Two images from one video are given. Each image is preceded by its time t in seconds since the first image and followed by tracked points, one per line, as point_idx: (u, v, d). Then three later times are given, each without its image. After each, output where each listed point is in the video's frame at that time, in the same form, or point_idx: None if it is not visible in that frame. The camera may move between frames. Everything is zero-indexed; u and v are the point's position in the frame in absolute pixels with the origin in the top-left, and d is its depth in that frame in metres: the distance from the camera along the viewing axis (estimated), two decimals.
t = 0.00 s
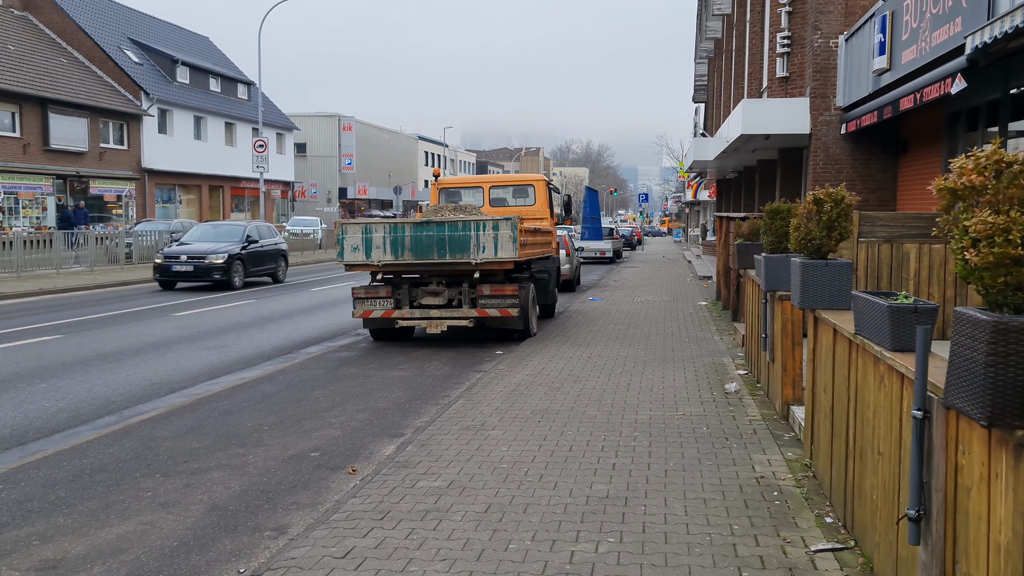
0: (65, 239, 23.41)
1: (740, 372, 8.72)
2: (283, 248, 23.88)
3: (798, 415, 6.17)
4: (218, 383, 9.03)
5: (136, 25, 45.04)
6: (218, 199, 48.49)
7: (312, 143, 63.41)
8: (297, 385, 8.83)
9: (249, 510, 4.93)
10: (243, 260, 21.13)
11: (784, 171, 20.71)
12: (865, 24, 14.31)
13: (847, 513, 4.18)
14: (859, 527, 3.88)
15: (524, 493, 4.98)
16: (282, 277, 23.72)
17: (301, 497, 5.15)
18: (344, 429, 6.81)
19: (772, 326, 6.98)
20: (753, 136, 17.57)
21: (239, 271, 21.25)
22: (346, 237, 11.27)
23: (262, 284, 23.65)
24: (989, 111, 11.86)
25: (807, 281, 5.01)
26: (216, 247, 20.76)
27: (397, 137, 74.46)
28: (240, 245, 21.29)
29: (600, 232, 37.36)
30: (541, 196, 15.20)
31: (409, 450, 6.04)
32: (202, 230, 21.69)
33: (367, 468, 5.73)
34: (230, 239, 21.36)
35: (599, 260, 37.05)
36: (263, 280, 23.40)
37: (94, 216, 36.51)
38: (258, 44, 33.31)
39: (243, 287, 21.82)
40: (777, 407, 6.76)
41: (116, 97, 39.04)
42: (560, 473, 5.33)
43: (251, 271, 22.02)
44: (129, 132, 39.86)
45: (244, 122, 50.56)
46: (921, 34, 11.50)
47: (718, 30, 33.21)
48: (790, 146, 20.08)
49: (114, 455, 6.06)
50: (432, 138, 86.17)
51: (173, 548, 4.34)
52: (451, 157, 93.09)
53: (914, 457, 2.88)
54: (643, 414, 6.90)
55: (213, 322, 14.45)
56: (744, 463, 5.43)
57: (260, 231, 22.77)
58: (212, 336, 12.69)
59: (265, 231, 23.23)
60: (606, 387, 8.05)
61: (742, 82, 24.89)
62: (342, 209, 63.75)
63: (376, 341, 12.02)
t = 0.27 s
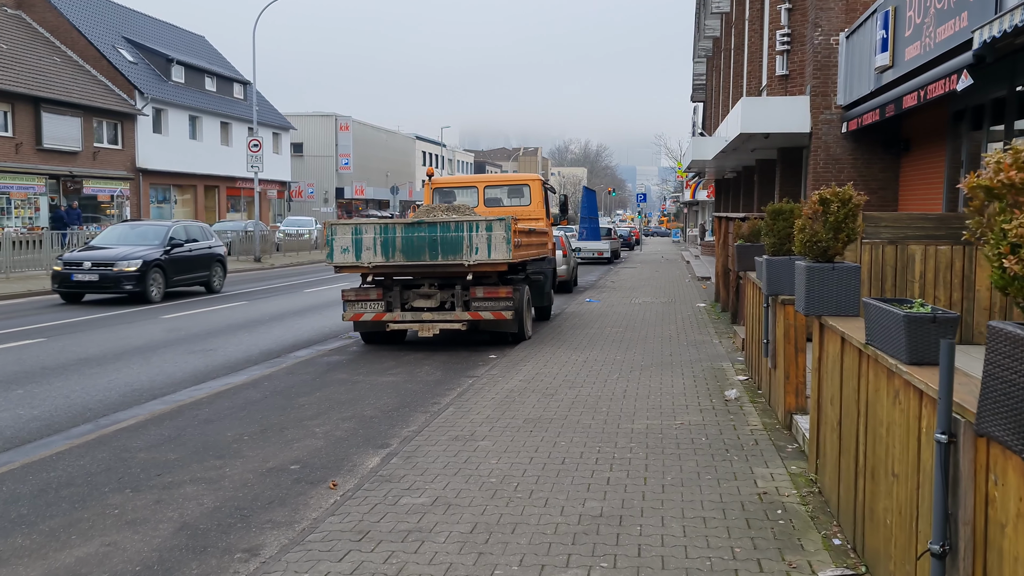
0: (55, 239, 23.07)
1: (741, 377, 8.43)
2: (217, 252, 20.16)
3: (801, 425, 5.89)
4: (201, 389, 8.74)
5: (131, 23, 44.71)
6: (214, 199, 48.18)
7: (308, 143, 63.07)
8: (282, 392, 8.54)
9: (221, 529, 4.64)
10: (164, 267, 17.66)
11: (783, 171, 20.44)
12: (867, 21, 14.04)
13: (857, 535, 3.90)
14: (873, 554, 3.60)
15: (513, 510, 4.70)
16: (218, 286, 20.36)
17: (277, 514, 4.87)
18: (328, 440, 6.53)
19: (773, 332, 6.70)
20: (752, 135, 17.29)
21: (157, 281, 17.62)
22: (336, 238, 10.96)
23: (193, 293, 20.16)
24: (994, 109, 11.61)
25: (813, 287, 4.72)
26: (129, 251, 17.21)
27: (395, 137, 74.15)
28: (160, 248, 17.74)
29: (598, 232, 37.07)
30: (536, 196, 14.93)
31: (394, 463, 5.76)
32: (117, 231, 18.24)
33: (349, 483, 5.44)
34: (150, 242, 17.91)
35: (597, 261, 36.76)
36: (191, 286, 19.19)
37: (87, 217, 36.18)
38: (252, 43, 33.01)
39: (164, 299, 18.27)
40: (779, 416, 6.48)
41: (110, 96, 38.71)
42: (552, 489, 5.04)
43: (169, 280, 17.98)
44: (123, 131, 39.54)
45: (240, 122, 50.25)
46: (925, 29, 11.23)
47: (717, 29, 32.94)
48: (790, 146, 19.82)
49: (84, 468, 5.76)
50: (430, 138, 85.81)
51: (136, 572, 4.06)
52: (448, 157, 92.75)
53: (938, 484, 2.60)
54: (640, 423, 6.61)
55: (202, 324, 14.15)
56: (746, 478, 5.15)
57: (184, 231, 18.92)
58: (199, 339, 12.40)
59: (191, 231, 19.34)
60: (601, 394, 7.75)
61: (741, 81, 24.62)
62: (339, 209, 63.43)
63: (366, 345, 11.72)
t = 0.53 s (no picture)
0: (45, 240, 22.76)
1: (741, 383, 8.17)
2: (129, 258, 16.54)
3: (805, 435, 5.64)
4: (183, 396, 8.45)
5: (125, 23, 44.42)
6: (209, 199, 47.89)
7: (304, 143, 62.78)
8: (267, 398, 8.25)
9: (190, 549, 4.36)
10: (47, 277, 14.02)
11: (782, 171, 20.19)
12: (869, 17, 13.78)
13: (867, 557, 3.65)
14: None
15: (501, 528, 4.43)
16: (127, 301, 16.58)
17: (252, 533, 4.59)
18: (310, 450, 6.25)
19: (774, 337, 6.44)
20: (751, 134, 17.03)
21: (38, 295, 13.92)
22: (325, 239, 10.68)
23: (96, 310, 16.31)
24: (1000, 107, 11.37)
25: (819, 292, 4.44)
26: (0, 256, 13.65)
27: (392, 137, 73.86)
28: (42, 254, 14.14)
29: (595, 232, 36.80)
30: (531, 196, 14.65)
31: (377, 475, 5.48)
32: None
33: (330, 498, 5.16)
34: (30, 245, 14.27)
35: (595, 261, 36.50)
36: (91, 300, 15.55)
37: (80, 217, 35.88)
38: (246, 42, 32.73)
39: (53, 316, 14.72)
40: (782, 424, 6.21)
41: (104, 96, 38.42)
42: (544, 504, 4.77)
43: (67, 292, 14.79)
44: (117, 131, 39.23)
45: (236, 122, 49.95)
46: (929, 25, 10.98)
47: (715, 27, 32.71)
48: (789, 145, 19.57)
49: (51, 481, 5.48)
50: (427, 138, 85.50)
51: None
52: (446, 157, 92.45)
53: (969, 511, 2.36)
54: (637, 433, 6.34)
55: (190, 327, 13.86)
56: (749, 493, 4.88)
57: (82, 232, 15.39)
58: (185, 343, 12.12)
59: (90, 231, 15.70)
60: (597, 401, 7.48)
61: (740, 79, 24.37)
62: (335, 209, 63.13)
63: (357, 348, 11.45)
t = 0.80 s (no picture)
0: (36, 239, 22.45)
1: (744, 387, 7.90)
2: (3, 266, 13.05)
3: (813, 444, 5.37)
4: (166, 400, 8.16)
5: (119, 21, 44.11)
6: (204, 199, 47.60)
7: (301, 142, 62.48)
8: (252, 404, 7.96)
9: (158, 569, 4.07)
10: None
11: (782, 170, 19.93)
12: (871, 12, 13.51)
13: None
14: None
15: (492, 547, 4.14)
16: None
17: (225, 551, 4.30)
18: (293, 460, 5.96)
19: (780, 340, 6.17)
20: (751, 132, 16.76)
21: None
22: (315, 238, 10.38)
23: None
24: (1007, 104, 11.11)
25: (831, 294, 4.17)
26: None
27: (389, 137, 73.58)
28: None
29: (593, 232, 36.53)
30: (527, 195, 14.37)
31: (362, 487, 5.20)
32: None
33: (311, 512, 4.87)
34: None
35: (593, 261, 36.23)
36: None
37: (74, 217, 35.59)
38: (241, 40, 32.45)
39: None
40: (788, 432, 5.93)
41: (97, 95, 38.12)
42: (539, 520, 4.48)
43: None
44: (110, 130, 38.91)
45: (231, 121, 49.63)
46: (935, 19, 10.71)
47: (714, 25, 32.46)
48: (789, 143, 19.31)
49: (18, 493, 5.19)
50: (424, 137, 85.21)
51: None
52: (443, 157, 92.15)
53: (1015, 549, 2.12)
54: (637, 441, 6.06)
55: (179, 329, 13.58)
56: (756, 508, 4.60)
57: None
58: (173, 345, 11.84)
59: None
60: (594, 406, 7.20)
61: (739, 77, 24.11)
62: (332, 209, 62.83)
63: (348, 351, 11.17)
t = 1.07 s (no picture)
0: (28, 240, 22.16)
1: (747, 395, 7.63)
2: None
3: (822, 459, 5.10)
4: (149, 409, 7.88)
5: (115, 21, 43.85)
6: (201, 200, 47.35)
7: (299, 143, 62.19)
8: (238, 412, 7.68)
9: None
10: None
11: (783, 170, 19.68)
12: (875, 10, 13.27)
13: None
14: None
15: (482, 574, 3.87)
16: None
17: None
18: (276, 475, 5.69)
19: (785, 349, 5.91)
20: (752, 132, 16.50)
21: None
22: (305, 241, 10.11)
23: None
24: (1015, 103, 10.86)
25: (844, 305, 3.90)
26: None
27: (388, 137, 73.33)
28: None
29: (592, 233, 36.26)
30: (525, 196, 14.11)
31: (347, 506, 4.92)
32: None
33: (291, 533, 4.60)
34: None
35: (591, 263, 35.97)
36: None
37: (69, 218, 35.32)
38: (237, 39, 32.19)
39: None
40: (795, 445, 5.67)
41: (93, 95, 37.84)
42: (532, 544, 4.20)
43: None
44: (106, 130, 38.64)
45: (228, 121, 49.36)
46: (941, 16, 10.48)
47: (714, 25, 32.24)
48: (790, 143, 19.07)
49: None
50: (423, 138, 84.92)
51: None
52: (442, 158, 91.94)
53: None
54: (635, 454, 5.79)
55: (168, 333, 13.31)
56: (762, 530, 4.33)
57: None
58: (162, 350, 11.56)
59: None
60: (592, 416, 6.94)
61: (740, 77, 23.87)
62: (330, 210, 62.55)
63: (340, 356, 10.90)
